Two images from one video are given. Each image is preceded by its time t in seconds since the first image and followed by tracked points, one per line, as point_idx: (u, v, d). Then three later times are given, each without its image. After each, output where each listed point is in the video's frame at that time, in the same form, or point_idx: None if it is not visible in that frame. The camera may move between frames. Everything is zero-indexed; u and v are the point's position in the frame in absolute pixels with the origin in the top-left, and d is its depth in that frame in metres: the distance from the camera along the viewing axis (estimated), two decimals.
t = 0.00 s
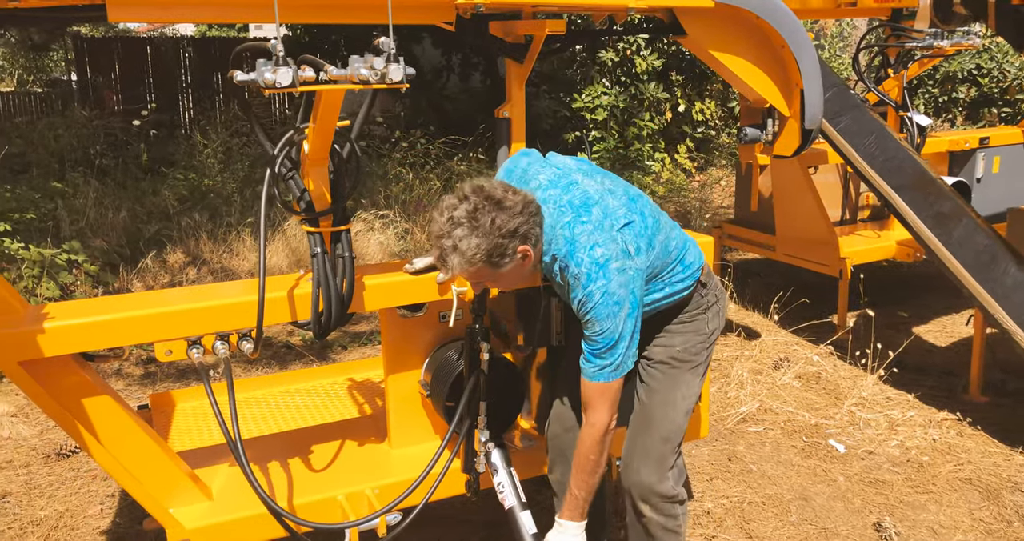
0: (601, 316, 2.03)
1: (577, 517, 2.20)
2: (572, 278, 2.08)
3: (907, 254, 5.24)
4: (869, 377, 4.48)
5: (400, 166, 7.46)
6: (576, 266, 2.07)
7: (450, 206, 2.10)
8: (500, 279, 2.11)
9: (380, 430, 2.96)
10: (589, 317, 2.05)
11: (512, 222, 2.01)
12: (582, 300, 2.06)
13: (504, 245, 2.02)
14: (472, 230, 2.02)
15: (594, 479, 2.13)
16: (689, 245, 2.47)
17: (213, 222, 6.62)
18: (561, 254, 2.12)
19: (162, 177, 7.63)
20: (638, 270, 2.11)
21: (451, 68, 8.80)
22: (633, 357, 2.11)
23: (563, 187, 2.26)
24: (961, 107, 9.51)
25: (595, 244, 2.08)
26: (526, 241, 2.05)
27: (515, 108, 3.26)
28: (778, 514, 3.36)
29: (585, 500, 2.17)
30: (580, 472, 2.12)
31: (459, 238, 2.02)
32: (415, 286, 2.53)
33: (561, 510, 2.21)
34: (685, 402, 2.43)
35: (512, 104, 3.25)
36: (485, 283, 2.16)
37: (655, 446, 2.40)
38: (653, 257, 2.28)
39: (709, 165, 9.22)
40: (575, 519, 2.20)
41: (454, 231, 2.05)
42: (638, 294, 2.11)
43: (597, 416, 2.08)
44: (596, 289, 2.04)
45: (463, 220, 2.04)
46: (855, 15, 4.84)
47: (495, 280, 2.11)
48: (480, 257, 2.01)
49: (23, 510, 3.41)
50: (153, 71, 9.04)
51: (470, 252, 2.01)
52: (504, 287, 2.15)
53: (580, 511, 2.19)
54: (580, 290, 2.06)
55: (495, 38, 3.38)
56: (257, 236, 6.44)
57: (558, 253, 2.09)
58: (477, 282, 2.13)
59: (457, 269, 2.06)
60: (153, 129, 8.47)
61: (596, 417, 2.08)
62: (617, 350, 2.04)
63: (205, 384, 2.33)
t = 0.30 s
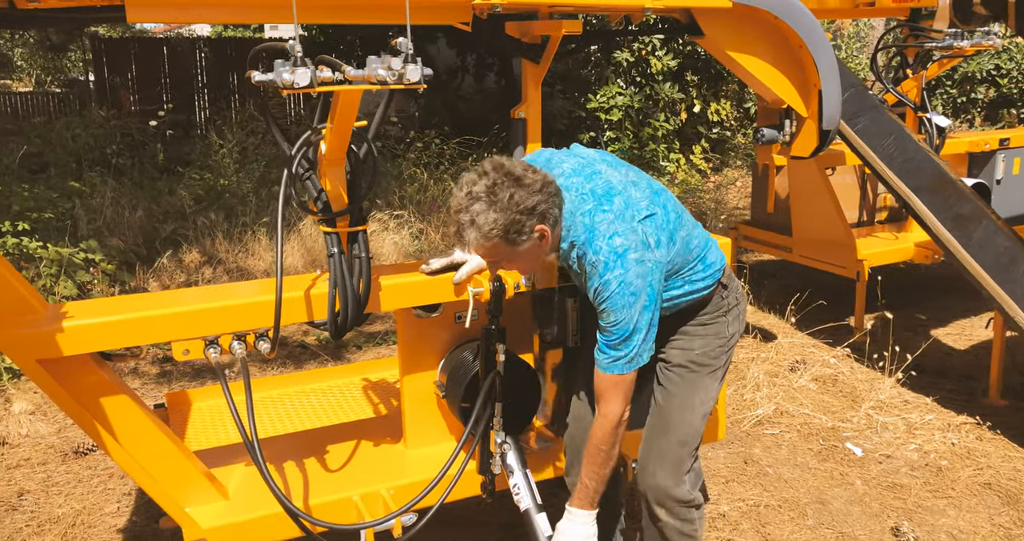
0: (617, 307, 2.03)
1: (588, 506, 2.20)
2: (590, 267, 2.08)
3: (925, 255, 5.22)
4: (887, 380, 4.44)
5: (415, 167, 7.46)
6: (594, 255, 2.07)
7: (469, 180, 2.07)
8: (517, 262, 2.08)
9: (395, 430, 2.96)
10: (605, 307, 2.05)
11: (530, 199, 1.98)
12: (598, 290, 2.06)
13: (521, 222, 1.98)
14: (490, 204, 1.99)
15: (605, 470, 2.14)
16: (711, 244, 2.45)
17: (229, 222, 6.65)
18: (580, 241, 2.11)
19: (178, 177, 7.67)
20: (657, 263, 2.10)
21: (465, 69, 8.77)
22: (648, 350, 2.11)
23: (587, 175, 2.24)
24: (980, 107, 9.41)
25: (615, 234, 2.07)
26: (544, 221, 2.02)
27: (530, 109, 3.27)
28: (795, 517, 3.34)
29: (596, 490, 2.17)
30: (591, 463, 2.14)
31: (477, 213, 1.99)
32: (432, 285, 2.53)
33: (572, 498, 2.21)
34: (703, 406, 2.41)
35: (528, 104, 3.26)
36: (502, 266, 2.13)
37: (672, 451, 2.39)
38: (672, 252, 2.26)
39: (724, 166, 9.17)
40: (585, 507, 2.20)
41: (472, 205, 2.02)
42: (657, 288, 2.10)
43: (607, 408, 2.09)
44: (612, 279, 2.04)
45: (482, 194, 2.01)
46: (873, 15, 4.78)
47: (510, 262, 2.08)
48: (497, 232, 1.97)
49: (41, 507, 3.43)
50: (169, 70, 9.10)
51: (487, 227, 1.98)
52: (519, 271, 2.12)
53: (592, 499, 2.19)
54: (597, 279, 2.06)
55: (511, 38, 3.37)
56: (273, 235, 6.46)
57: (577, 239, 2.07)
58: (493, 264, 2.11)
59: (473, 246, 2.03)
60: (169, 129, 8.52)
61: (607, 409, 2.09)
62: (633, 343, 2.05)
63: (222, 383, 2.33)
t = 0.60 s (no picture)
0: (642, 280, 2.01)
1: (611, 491, 2.17)
2: (614, 238, 2.08)
3: (944, 259, 5.16)
4: (906, 385, 4.40)
5: (430, 168, 7.46)
6: (618, 226, 2.07)
7: (493, 139, 2.09)
8: (538, 227, 2.08)
9: (412, 434, 2.96)
10: (630, 281, 2.03)
11: (552, 158, 2.00)
12: (622, 263, 2.05)
13: (541, 181, 1.99)
14: (513, 160, 2.00)
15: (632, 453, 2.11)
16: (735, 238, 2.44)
17: (245, 222, 6.67)
18: (603, 211, 2.12)
19: (195, 177, 7.71)
20: (683, 238, 2.10)
21: (480, 70, 8.76)
22: (678, 331, 2.07)
23: (612, 150, 2.26)
24: (999, 109, 9.34)
25: (639, 205, 2.08)
26: (565, 184, 2.03)
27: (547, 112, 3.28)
28: (813, 523, 3.31)
29: (622, 474, 2.14)
30: (618, 444, 2.10)
31: (499, 169, 2.00)
32: (450, 288, 2.53)
33: (597, 482, 2.18)
34: (723, 412, 2.40)
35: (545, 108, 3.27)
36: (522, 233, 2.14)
37: (693, 458, 2.39)
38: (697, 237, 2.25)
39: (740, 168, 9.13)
40: (608, 492, 2.17)
41: (494, 161, 2.04)
42: (683, 265, 2.09)
43: (636, 388, 2.05)
44: (637, 250, 2.03)
45: (505, 151, 2.03)
46: (892, 16, 4.73)
47: (530, 226, 2.08)
48: (517, 189, 1.98)
49: (59, 508, 3.45)
50: (186, 71, 9.15)
51: (507, 183, 1.99)
52: (539, 238, 2.12)
53: (617, 483, 2.16)
54: (621, 251, 2.05)
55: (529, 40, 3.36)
56: (289, 236, 6.48)
57: (601, 209, 2.08)
58: (513, 228, 2.11)
59: (493, 204, 2.04)
60: (186, 130, 8.56)
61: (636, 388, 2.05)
62: (658, 320, 2.02)
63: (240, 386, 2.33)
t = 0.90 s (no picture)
0: (678, 213, 2.02)
1: (646, 440, 2.20)
2: (644, 171, 2.09)
3: (961, 262, 5.11)
4: (923, 389, 4.35)
5: (441, 169, 7.44)
6: (649, 160, 2.09)
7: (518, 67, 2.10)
8: (563, 160, 2.08)
9: (424, 438, 2.93)
10: (665, 214, 2.03)
11: (576, 83, 2.01)
12: (657, 196, 2.05)
13: (564, 105, 1.99)
14: (535, 83, 2.01)
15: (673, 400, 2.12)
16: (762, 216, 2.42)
17: (257, 224, 6.67)
18: (632, 147, 2.13)
19: (207, 178, 7.71)
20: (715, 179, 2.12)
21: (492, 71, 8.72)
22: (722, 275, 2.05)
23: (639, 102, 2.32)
24: (1015, 111, 9.24)
25: (670, 141, 2.12)
26: (588, 112, 2.04)
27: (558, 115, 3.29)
28: (829, 530, 3.27)
29: (658, 420, 2.16)
30: (661, 389, 2.11)
31: (522, 92, 2.01)
32: (465, 292, 2.50)
33: (634, 427, 2.21)
34: (745, 418, 2.36)
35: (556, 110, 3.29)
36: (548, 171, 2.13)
37: (719, 466, 2.36)
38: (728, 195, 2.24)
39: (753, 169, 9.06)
40: (643, 438, 2.20)
41: (517, 86, 2.04)
42: (717, 205, 2.09)
43: (683, 331, 2.06)
44: (670, 181, 2.05)
45: (528, 77, 2.03)
46: (909, 17, 4.67)
47: (553, 158, 2.08)
48: (539, 111, 1.98)
49: (70, 510, 3.45)
50: (198, 72, 9.17)
51: (529, 106, 2.00)
52: (562, 174, 2.12)
53: (654, 433, 2.19)
54: (653, 183, 2.07)
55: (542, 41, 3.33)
56: (300, 238, 6.47)
57: (632, 141, 2.10)
58: (538, 161, 2.10)
59: (518, 128, 2.04)
60: (198, 131, 8.57)
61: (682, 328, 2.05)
62: (697, 258, 2.01)
63: (252, 390, 2.31)
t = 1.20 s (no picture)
0: (736, 188, 2.02)
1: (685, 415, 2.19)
2: (705, 143, 2.11)
3: (973, 266, 5.06)
4: (935, 395, 4.31)
5: (448, 171, 7.42)
6: (713, 133, 2.11)
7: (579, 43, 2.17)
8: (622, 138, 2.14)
9: (433, 444, 2.91)
10: (723, 187, 2.04)
11: (631, 58, 2.05)
12: (717, 169, 2.06)
13: (614, 80, 2.04)
14: (588, 60, 2.07)
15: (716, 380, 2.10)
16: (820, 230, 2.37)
17: (265, 225, 6.66)
18: (696, 120, 2.15)
19: (214, 179, 7.71)
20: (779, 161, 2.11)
21: (499, 72, 8.77)
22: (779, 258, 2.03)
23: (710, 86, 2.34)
24: None
25: (736, 118, 2.13)
26: (641, 88, 2.08)
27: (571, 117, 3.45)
28: (841, 538, 3.23)
29: (699, 397, 2.15)
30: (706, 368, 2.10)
31: (575, 69, 2.08)
32: (480, 296, 2.49)
33: (676, 400, 2.21)
34: (789, 436, 2.33)
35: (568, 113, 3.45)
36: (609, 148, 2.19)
37: (763, 485, 2.37)
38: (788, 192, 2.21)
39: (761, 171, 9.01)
40: (682, 411, 2.19)
41: (572, 63, 2.11)
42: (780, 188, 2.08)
43: (732, 310, 2.04)
44: (731, 155, 2.06)
45: (581, 55, 2.10)
46: (920, 19, 4.63)
47: (609, 136, 2.15)
48: (590, 87, 2.04)
49: (78, 514, 3.44)
50: (205, 73, 9.17)
51: (581, 84, 2.07)
52: (619, 147, 2.18)
53: (692, 408, 2.18)
54: (714, 155, 2.08)
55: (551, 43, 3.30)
56: (308, 240, 6.45)
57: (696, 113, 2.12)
58: (598, 135, 2.15)
59: (573, 100, 2.10)
60: (205, 132, 8.57)
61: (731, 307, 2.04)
62: (753, 237, 2.00)
63: (260, 396, 2.28)
